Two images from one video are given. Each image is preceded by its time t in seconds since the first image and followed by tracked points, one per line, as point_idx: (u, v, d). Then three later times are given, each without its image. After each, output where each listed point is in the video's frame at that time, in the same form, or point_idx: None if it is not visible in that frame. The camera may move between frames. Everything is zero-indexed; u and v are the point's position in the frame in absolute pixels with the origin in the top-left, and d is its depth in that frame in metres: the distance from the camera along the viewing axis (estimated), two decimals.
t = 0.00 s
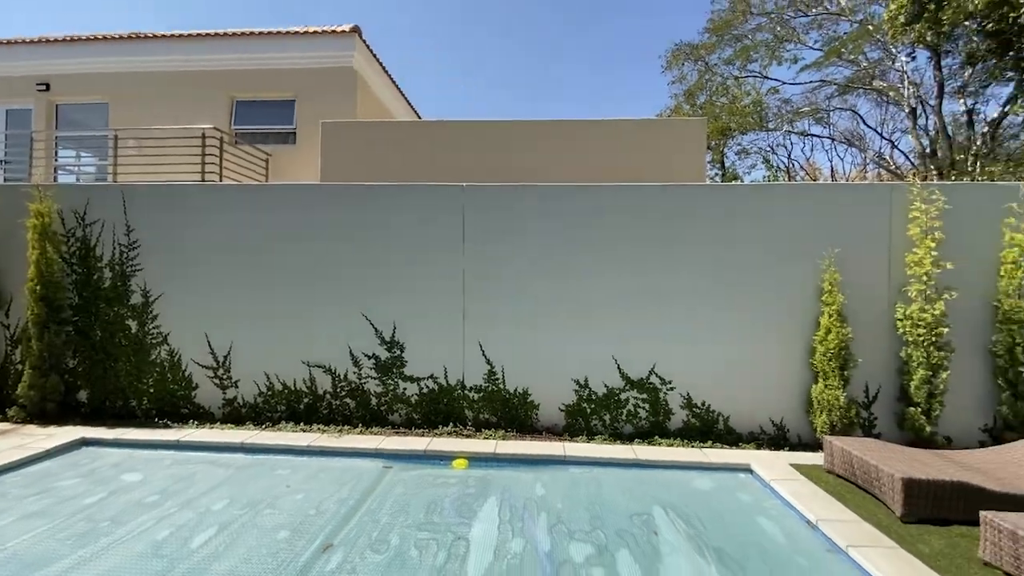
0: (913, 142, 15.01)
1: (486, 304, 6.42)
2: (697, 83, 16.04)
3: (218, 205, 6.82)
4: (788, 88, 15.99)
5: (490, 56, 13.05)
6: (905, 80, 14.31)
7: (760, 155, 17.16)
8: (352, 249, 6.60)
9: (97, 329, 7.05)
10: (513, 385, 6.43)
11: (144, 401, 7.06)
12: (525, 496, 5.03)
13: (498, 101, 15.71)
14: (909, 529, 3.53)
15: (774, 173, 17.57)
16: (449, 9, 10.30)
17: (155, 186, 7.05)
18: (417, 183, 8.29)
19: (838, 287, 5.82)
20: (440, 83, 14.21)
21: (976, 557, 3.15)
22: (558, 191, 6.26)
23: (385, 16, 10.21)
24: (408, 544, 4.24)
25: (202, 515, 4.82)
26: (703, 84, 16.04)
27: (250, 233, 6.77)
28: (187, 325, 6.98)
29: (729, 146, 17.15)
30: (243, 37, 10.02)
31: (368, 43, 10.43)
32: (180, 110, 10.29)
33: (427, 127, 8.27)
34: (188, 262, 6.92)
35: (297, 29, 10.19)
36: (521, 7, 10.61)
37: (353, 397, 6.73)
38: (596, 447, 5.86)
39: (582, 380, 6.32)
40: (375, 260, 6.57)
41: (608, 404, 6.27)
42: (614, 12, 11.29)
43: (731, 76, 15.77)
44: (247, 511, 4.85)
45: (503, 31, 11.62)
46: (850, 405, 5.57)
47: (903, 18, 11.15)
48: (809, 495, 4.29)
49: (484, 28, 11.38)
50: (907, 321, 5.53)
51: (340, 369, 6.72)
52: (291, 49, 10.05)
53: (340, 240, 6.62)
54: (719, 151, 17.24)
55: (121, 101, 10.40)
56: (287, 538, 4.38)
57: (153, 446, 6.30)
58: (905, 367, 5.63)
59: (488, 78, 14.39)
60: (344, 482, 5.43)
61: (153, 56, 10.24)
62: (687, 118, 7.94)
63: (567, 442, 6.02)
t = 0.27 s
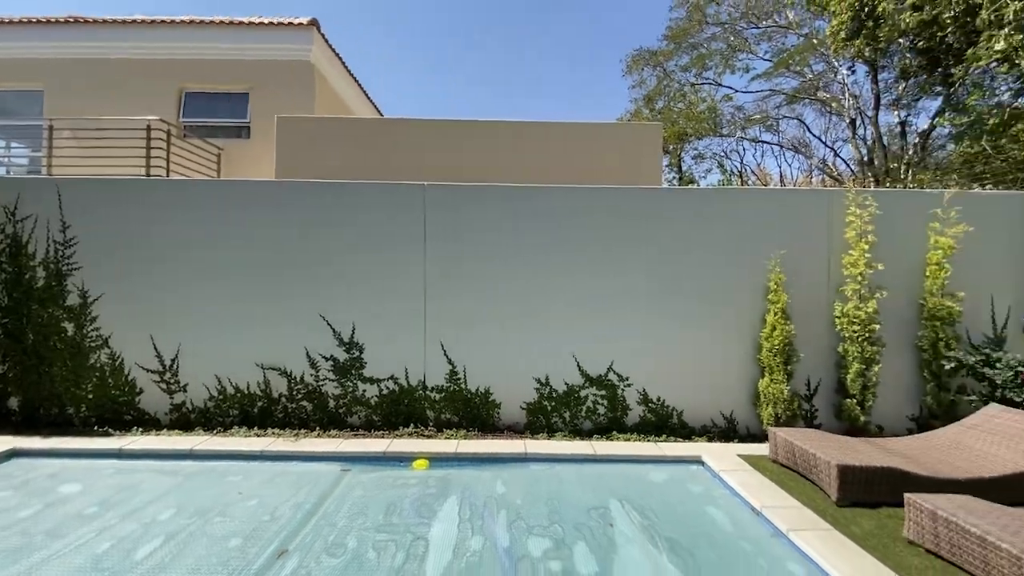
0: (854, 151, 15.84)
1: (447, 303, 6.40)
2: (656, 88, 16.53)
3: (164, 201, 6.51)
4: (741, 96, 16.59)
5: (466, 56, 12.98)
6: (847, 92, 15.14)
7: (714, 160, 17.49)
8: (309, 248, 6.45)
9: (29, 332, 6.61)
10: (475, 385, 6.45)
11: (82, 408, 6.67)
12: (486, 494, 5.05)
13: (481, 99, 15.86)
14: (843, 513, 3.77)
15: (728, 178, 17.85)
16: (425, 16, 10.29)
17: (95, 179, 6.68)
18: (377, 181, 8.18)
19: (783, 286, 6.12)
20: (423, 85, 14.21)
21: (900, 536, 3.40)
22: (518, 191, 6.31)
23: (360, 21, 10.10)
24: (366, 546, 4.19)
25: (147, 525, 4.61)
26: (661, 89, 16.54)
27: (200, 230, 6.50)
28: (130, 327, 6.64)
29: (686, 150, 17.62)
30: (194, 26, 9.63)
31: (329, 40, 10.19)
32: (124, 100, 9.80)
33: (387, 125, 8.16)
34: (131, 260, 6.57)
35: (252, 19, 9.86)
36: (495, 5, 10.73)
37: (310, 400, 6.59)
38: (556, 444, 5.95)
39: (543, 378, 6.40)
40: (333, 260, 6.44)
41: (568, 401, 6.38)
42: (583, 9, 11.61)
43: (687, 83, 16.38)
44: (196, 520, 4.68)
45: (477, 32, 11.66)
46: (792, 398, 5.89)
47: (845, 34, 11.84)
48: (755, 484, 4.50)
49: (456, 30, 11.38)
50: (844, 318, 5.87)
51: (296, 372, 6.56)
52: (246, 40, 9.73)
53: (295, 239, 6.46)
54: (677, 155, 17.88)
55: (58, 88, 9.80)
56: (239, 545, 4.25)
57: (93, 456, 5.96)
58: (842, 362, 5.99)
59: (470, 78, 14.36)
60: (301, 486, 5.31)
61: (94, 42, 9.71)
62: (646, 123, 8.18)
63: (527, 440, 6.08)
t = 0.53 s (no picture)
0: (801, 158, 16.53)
1: (407, 303, 6.35)
2: (619, 92, 16.97)
3: (106, 196, 6.17)
4: (698, 104, 17.17)
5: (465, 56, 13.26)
6: (795, 102, 15.78)
7: (674, 165, 18.65)
8: (264, 247, 6.27)
9: None
10: (437, 385, 6.43)
11: (13, 417, 6.26)
12: (446, 494, 5.05)
13: (480, 99, 16.59)
14: (786, 500, 3.97)
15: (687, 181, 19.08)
16: (412, 17, 10.43)
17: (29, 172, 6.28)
18: (337, 179, 8.04)
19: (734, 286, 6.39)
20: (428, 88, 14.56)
21: (835, 520, 3.61)
22: (479, 191, 6.32)
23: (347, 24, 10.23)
24: (323, 550, 4.12)
25: (87, 538, 4.38)
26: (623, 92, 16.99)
27: (145, 228, 6.20)
28: (69, 330, 6.28)
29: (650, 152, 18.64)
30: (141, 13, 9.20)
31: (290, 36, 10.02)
32: (63, 88, 9.26)
33: (348, 122, 8.03)
34: (69, 259, 6.21)
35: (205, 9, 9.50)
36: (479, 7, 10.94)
37: (266, 404, 6.41)
38: (517, 442, 6.00)
39: (505, 377, 6.44)
40: (289, 259, 6.28)
41: (530, 400, 6.45)
42: (565, 5, 11.87)
43: (647, 89, 16.81)
44: (141, 531, 4.48)
45: (472, 31, 11.91)
46: (742, 392, 6.15)
47: (793, 46, 12.61)
48: (706, 475, 4.68)
49: (446, 31, 11.60)
50: (789, 316, 6.17)
51: (250, 375, 6.38)
52: (197, 30, 9.36)
53: (250, 237, 6.26)
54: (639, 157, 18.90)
55: None
56: (188, 555, 4.09)
57: (26, 466, 5.60)
58: (787, 357, 6.30)
59: (467, 78, 14.70)
60: (255, 492, 5.16)
61: (29, 25, 9.13)
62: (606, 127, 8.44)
63: (489, 439, 6.11)
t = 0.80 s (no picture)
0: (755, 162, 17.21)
1: (367, 302, 6.25)
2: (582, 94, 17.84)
3: (40, 190, 5.79)
4: (660, 107, 17.38)
5: (454, 54, 13.49)
6: (749, 109, 16.37)
7: (636, 167, 18.85)
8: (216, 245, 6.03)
9: None
10: (397, 385, 6.35)
11: None
12: (405, 494, 5.01)
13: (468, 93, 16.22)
14: (734, 491, 4.13)
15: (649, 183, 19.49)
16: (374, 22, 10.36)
17: None
18: (295, 175, 7.84)
19: (689, 285, 6.59)
20: (418, 91, 14.66)
21: (778, 507, 3.78)
22: (438, 189, 6.27)
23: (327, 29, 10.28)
24: (276, 555, 4.02)
25: (20, 552, 4.13)
26: (587, 96, 17.82)
27: (85, 225, 5.86)
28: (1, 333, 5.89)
29: (610, 157, 19.05)
30: None
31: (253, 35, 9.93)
32: None
33: (306, 117, 7.84)
34: None
35: None
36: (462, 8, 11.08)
37: (218, 407, 6.19)
38: (479, 441, 6.00)
39: (467, 376, 6.43)
40: (241, 257, 6.07)
41: (492, 399, 6.46)
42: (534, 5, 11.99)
43: (610, 93, 17.38)
44: (80, 542, 4.25)
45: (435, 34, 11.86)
46: (696, 387, 6.36)
47: (748, 56, 13.32)
48: (661, 468, 4.81)
49: (432, 32, 11.73)
50: (740, 315, 6.41)
51: (201, 378, 6.14)
52: (145, 18, 8.94)
53: (199, 234, 6.00)
54: (602, 160, 19.24)
55: None
56: (130, 566, 3.91)
57: None
58: (738, 353, 6.55)
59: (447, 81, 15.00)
60: (205, 499, 4.97)
61: None
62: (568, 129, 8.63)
63: (451, 438, 6.09)
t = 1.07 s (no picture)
0: (714, 166, 17.36)
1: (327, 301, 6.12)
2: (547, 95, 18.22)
3: None
4: (623, 110, 17.65)
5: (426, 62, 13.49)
6: (710, 116, 16.52)
7: (601, 169, 19.19)
8: (165, 242, 5.78)
9: None
10: (358, 386, 6.25)
11: None
12: (365, 495, 4.95)
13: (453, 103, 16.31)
14: (688, 481, 4.27)
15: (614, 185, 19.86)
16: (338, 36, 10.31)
17: None
18: (253, 171, 7.61)
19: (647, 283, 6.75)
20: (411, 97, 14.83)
21: (728, 495, 3.94)
22: (407, 187, 6.23)
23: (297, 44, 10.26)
24: (228, 560, 3.91)
25: None
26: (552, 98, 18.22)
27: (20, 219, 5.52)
28: None
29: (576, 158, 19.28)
30: None
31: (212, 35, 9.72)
32: None
33: (265, 111, 7.62)
34: None
35: None
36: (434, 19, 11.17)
37: (168, 411, 5.94)
38: (441, 440, 5.97)
39: (430, 375, 6.39)
40: (201, 257, 5.86)
41: (455, 398, 6.45)
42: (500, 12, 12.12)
43: (576, 95, 17.86)
44: (14, 554, 4.01)
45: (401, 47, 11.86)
46: (654, 382, 6.53)
47: (706, 63, 13.67)
48: (619, 462, 4.92)
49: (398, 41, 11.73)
50: (696, 312, 6.62)
51: (150, 381, 5.88)
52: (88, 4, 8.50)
53: (151, 231, 5.76)
54: (567, 161, 19.66)
55: None
56: None
57: None
58: (693, 349, 6.76)
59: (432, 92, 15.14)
60: (153, 505, 4.77)
61: None
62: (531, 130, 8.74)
63: (413, 438, 6.04)
